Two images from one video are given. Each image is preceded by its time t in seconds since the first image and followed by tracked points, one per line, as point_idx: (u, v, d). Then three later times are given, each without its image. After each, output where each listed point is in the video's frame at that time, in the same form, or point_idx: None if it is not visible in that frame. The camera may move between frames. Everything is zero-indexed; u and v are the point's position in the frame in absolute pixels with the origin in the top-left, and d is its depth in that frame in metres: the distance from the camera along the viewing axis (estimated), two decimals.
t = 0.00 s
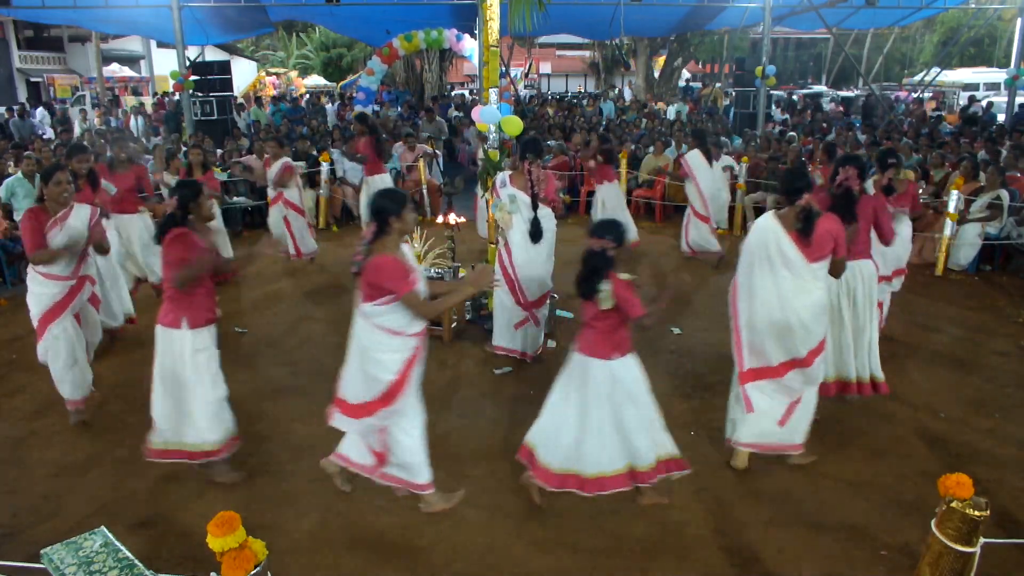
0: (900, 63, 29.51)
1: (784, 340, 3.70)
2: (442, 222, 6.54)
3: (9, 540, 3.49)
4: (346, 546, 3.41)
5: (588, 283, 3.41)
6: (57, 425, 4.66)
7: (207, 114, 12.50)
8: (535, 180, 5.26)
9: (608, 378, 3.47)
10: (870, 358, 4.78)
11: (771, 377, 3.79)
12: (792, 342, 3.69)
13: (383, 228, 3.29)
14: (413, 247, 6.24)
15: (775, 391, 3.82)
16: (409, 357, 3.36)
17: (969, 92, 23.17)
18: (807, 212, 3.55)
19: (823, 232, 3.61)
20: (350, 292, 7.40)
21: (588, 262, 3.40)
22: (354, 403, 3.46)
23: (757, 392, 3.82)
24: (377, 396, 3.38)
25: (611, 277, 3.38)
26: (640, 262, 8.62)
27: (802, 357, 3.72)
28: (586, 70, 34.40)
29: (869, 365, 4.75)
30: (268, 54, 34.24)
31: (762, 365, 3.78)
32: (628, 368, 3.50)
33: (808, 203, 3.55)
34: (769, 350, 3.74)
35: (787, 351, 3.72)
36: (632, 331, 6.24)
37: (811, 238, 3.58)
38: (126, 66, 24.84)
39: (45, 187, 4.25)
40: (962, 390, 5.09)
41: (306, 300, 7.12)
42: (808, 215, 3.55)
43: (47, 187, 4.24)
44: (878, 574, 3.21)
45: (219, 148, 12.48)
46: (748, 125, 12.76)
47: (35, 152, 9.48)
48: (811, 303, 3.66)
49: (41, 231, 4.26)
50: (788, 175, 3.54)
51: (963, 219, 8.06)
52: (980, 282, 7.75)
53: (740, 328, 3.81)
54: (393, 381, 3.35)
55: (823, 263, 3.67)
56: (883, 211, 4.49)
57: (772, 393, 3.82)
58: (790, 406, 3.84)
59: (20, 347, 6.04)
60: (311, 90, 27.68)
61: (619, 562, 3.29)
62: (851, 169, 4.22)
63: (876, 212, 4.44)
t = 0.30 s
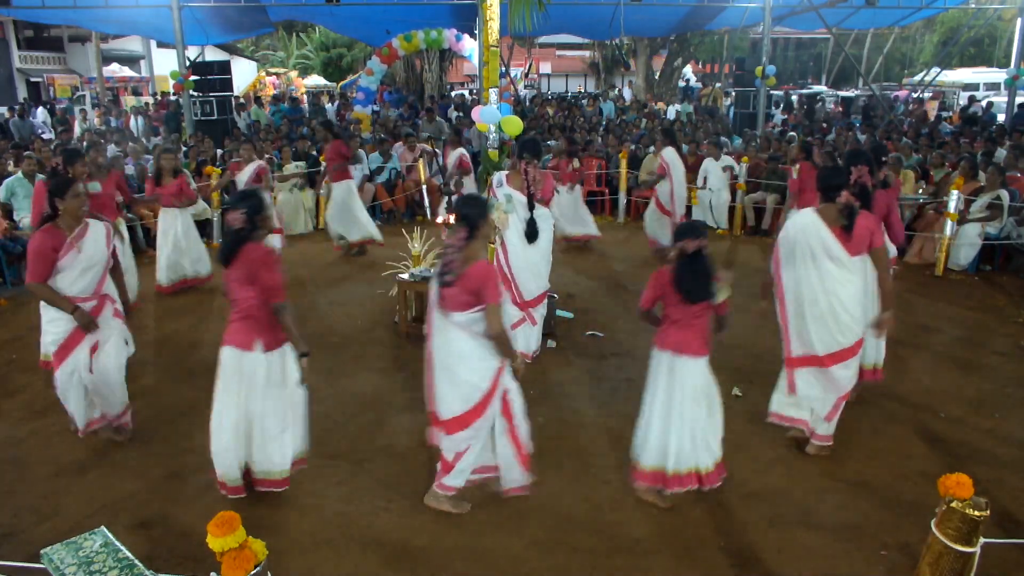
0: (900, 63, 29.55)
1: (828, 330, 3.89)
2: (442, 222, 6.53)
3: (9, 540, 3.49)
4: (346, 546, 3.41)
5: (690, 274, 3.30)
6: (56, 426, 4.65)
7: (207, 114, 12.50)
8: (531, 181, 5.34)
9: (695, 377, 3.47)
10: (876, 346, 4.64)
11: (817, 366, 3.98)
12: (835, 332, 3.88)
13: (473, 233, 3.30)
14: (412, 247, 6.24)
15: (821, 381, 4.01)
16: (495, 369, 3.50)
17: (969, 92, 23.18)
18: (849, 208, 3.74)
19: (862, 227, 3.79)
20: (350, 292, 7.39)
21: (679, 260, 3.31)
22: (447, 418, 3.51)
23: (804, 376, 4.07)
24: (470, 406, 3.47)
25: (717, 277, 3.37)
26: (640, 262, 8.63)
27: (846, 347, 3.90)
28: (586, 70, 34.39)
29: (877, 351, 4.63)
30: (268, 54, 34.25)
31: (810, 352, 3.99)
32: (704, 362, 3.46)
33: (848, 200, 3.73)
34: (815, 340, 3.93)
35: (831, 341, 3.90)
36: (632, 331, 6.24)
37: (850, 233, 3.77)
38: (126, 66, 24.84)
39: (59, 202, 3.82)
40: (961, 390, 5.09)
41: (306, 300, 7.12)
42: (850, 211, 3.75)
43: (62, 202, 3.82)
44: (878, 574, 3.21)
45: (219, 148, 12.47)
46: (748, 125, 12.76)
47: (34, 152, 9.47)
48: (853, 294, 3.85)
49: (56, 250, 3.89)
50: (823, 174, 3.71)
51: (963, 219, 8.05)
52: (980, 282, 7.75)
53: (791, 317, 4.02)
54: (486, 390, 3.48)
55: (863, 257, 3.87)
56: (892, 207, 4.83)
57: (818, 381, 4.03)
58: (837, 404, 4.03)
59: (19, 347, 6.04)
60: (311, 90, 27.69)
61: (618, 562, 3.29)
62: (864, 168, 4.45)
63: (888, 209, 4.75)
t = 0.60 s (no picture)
0: (900, 63, 29.55)
1: (850, 315, 4.24)
2: (443, 222, 6.53)
3: (9, 540, 3.49)
4: (346, 546, 3.41)
5: (747, 265, 3.61)
6: (57, 426, 4.65)
7: (207, 114, 12.50)
8: (531, 181, 5.35)
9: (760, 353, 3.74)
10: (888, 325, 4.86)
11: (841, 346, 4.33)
12: (856, 316, 4.24)
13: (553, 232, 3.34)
14: (413, 246, 6.24)
15: (847, 360, 4.35)
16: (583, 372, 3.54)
17: (969, 92, 23.18)
18: (864, 202, 4.05)
19: (878, 219, 4.14)
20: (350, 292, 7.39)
21: (739, 249, 3.62)
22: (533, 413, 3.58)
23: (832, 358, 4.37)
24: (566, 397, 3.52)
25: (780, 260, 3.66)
26: (640, 262, 8.63)
27: (866, 328, 4.26)
28: (586, 70, 34.41)
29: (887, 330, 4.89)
30: (269, 54, 34.26)
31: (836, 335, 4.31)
32: (771, 345, 3.75)
33: (865, 194, 4.02)
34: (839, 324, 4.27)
35: (853, 324, 4.26)
36: (632, 331, 6.24)
37: (865, 223, 4.11)
38: (126, 66, 24.85)
39: (101, 210, 3.69)
40: (962, 390, 5.09)
41: (306, 300, 7.12)
42: (865, 205, 4.05)
43: (104, 209, 3.69)
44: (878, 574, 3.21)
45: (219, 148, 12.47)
46: (748, 126, 12.77)
47: (34, 152, 9.47)
48: (872, 281, 4.19)
49: (102, 262, 3.69)
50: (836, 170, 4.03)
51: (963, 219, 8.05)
52: (980, 282, 7.75)
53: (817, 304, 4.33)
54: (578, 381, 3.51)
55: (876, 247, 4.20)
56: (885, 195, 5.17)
57: (842, 360, 4.36)
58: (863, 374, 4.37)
59: (20, 347, 6.04)
60: (311, 90, 27.67)
61: (619, 562, 3.29)
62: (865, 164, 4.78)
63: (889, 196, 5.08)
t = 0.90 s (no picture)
0: (900, 63, 29.55)
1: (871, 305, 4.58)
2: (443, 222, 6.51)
3: (10, 540, 3.49)
4: (346, 546, 3.41)
5: (786, 265, 3.79)
6: (57, 426, 4.65)
7: (207, 114, 12.50)
8: (532, 181, 5.32)
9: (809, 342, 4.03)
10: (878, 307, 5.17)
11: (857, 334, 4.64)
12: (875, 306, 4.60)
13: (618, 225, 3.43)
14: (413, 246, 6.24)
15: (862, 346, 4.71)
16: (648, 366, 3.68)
17: (969, 92, 23.17)
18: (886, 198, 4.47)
19: (897, 215, 4.55)
20: (350, 292, 7.39)
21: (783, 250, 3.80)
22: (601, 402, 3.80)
23: (853, 341, 4.68)
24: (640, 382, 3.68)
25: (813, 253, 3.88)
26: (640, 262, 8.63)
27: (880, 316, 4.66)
28: (586, 70, 34.41)
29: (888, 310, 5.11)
30: (269, 54, 34.26)
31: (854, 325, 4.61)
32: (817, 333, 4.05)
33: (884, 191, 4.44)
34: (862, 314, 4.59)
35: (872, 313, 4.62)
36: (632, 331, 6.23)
37: (888, 218, 4.51)
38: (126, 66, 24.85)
39: (143, 214, 3.48)
40: (962, 390, 5.09)
41: (306, 300, 7.12)
42: (887, 201, 4.48)
43: (147, 213, 3.49)
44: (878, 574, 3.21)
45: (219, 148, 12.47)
46: (748, 126, 12.77)
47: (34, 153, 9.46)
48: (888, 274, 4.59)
49: (156, 264, 3.54)
50: (858, 169, 4.37)
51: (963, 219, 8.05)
52: (980, 282, 7.75)
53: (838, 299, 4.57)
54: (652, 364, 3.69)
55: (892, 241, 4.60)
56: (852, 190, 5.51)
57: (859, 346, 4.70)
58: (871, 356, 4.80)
59: (20, 347, 6.04)
60: (311, 90, 27.67)
61: (619, 562, 3.29)
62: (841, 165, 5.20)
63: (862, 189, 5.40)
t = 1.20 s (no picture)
0: (900, 63, 29.54)
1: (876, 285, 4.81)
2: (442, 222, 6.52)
3: (9, 540, 3.49)
4: (346, 546, 3.41)
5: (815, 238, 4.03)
6: (57, 426, 4.65)
7: (207, 114, 12.50)
8: (533, 181, 5.37)
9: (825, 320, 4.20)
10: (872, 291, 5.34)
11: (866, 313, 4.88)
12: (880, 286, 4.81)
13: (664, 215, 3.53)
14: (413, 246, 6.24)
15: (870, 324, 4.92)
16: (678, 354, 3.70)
17: (969, 92, 23.16)
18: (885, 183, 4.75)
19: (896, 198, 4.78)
20: (350, 292, 7.39)
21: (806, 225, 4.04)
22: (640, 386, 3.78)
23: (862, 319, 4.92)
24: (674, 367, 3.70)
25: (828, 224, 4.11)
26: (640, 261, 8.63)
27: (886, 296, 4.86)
28: (586, 70, 34.41)
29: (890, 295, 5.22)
30: (269, 54, 34.27)
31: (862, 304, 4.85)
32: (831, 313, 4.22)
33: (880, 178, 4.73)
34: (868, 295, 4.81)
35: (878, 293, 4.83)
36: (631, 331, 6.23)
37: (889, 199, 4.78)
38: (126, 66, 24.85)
39: (194, 210, 3.53)
40: (961, 390, 5.08)
41: (305, 300, 7.12)
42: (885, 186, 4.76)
43: (197, 208, 3.54)
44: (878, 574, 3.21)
45: (219, 148, 12.47)
46: (748, 125, 12.78)
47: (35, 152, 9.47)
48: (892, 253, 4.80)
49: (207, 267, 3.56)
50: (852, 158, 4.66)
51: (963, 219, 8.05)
52: (980, 282, 7.75)
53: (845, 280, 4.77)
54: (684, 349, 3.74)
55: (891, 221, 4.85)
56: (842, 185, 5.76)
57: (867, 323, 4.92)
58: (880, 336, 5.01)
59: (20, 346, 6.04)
60: (311, 90, 27.67)
61: (619, 562, 3.29)
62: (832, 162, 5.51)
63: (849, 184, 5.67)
